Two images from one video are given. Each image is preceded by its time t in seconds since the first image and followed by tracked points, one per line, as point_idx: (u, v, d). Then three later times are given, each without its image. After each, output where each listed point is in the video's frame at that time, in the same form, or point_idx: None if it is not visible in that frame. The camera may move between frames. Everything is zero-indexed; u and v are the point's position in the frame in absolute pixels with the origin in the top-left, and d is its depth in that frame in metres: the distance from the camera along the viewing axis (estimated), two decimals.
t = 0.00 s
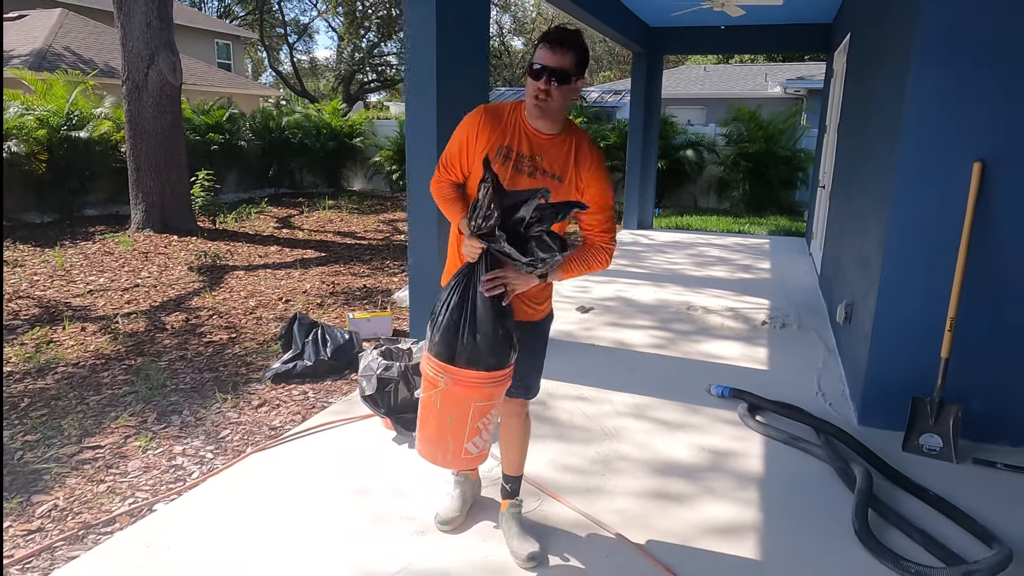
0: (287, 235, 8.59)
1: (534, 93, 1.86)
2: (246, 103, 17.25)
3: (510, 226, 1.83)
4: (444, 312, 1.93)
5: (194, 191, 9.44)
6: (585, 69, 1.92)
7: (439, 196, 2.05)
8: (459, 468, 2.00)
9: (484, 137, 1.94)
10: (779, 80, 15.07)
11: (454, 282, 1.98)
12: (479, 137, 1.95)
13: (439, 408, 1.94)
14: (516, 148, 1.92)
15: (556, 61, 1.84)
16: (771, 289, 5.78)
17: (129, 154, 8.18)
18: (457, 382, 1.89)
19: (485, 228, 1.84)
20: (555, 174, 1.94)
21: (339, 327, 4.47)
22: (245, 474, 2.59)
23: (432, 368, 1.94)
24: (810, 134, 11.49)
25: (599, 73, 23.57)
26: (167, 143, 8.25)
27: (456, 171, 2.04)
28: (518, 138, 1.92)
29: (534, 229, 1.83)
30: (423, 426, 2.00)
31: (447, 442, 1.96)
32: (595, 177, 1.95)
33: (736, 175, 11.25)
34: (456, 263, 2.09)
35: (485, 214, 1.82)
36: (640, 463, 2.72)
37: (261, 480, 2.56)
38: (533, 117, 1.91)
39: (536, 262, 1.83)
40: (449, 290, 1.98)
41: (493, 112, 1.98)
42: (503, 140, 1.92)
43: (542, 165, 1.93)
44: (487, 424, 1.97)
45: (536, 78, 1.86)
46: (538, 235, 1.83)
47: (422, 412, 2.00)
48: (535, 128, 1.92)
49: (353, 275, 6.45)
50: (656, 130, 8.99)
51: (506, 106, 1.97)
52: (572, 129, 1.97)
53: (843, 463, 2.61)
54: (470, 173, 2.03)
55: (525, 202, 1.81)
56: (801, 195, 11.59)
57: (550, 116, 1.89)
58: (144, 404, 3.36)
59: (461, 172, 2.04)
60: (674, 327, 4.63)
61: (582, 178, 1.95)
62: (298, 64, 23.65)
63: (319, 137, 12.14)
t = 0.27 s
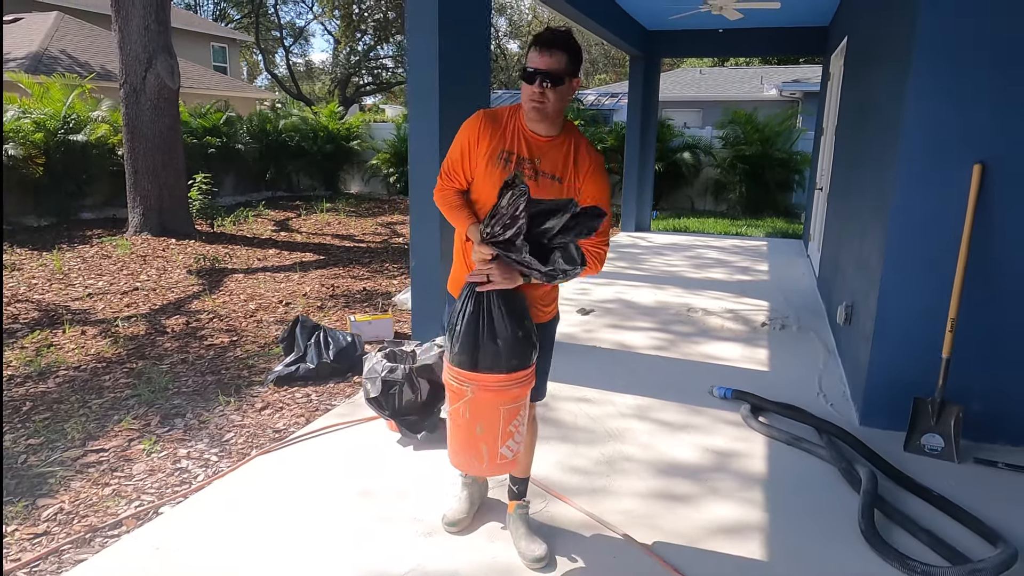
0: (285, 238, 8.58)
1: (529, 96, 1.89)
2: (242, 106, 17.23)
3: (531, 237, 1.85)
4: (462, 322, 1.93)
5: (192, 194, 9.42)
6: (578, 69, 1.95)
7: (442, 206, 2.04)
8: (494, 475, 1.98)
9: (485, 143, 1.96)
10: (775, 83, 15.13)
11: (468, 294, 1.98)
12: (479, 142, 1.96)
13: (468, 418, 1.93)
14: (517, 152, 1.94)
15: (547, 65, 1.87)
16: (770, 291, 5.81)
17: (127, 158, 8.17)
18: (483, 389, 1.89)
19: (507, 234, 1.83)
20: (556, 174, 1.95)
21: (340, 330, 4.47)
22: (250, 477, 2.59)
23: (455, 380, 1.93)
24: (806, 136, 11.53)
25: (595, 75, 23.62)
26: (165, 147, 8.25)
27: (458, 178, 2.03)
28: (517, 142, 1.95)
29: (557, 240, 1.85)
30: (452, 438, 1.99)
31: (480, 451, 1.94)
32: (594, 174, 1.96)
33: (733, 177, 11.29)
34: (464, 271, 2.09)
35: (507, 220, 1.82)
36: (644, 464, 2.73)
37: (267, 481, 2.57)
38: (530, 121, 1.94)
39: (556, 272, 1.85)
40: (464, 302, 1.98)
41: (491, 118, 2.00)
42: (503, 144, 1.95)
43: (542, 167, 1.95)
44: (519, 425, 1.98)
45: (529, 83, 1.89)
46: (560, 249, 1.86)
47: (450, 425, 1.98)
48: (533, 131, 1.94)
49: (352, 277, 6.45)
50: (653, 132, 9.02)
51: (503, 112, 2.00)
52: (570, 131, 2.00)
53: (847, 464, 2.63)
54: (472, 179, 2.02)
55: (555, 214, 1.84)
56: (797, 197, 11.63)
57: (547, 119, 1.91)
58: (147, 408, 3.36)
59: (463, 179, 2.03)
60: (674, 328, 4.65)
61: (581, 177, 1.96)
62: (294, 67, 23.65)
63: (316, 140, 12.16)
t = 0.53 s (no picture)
0: (279, 243, 8.57)
1: (533, 93, 1.89)
2: (235, 111, 17.18)
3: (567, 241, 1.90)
4: (482, 331, 1.91)
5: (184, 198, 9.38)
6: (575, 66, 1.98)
7: (445, 217, 1.98)
8: (508, 485, 1.99)
9: (488, 149, 1.94)
10: (766, 88, 15.22)
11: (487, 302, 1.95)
12: (482, 149, 1.94)
13: (486, 428, 1.92)
14: (523, 156, 1.94)
15: (549, 59, 1.89)
16: (764, 294, 5.84)
17: (119, 162, 8.13)
18: (504, 400, 1.89)
19: (545, 239, 1.86)
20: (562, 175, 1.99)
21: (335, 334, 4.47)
22: (247, 483, 2.59)
23: (473, 390, 1.91)
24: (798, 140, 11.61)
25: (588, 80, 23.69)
26: (157, 152, 8.22)
27: (460, 187, 1.99)
28: (520, 146, 1.95)
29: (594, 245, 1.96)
30: (467, 448, 1.97)
31: (497, 461, 1.95)
32: (597, 173, 2.04)
33: (726, 181, 11.35)
34: (468, 279, 2.05)
35: (546, 224, 1.85)
36: (642, 467, 2.74)
37: (264, 487, 2.56)
38: (532, 119, 1.94)
39: (594, 276, 1.96)
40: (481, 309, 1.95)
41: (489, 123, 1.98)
42: (505, 149, 1.94)
43: (547, 169, 1.96)
44: (533, 437, 2.00)
45: (532, 78, 1.90)
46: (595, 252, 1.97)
47: (464, 435, 1.96)
48: (535, 132, 1.95)
49: (347, 282, 6.44)
50: (646, 137, 9.05)
51: (500, 117, 1.99)
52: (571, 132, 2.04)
53: (843, 466, 2.64)
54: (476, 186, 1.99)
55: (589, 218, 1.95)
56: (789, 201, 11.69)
57: (552, 115, 1.92)
58: (142, 413, 3.34)
59: (464, 187, 2.00)
60: (669, 332, 4.66)
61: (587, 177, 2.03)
62: (287, 71, 23.63)
63: (309, 144, 12.15)
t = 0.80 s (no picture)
0: (272, 246, 8.53)
1: (530, 90, 1.90)
2: (227, 113, 17.12)
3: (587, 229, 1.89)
4: (493, 331, 1.88)
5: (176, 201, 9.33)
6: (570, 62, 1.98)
7: (443, 219, 1.94)
8: (517, 493, 1.97)
9: (486, 147, 1.92)
10: (758, 90, 15.29)
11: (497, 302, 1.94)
12: (481, 149, 1.92)
13: (498, 433, 1.89)
14: (523, 154, 1.93)
15: (545, 55, 1.89)
16: (757, 295, 5.86)
17: (110, 165, 8.09)
18: (518, 402, 1.87)
19: (560, 227, 1.86)
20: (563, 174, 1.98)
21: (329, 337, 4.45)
22: (241, 487, 2.57)
23: (485, 393, 1.88)
24: (790, 142, 11.66)
25: (581, 82, 23.65)
26: (148, 154, 8.17)
27: (457, 188, 1.96)
28: (517, 145, 1.94)
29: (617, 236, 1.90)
30: (476, 454, 1.93)
31: (507, 467, 1.93)
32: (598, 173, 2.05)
33: (718, 183, 11.39)
34: (466, 281, 2.03)
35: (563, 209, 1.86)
36: (638, 468, 2.74)
37: (259, 490, 2.55)
38: (528, 116, 1.95)
39: (610, 264, 1.86)
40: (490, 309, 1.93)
41: (486, 123, 1.95)
42: (504, 148, 1.93)
43: (546, 166, 1.96)
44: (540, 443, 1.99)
45: (528, 76, 1.90)
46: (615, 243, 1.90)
47: (474, 440, 1.92)
48: (532, 130, 1.95)
49: (340, 284, 6.42)
50: (640, 138, 9.07)
51: (496, 117, 1.97)
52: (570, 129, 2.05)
53: (838, 467, 2.65)
54: (473, 187, 1.97)
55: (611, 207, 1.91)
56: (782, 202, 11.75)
57: (548, 111, 1.93)
58: (135, 418, 3.32)
59: (462, 188, 1.97)
60: (664, 333, 4.67)
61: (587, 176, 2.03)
62: (279, 73, 23.56)
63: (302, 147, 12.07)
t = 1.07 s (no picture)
0: (265, 248, 8.50)
1: (507, 92, 1.81)
2: (220, 115, 17.06)
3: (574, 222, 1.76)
4: (495, 340, 1.76)
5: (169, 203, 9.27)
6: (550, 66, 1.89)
7: (426, 228, 1.84)
8: (536, 506, 1.84)
9: (468, 152, 1.83)
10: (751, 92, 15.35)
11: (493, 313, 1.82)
12: (461, 154, 1.83)
13: (510, 447, 1.76)
14: (505, 157, 1.84)
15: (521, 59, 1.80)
16: (751, 296, 5.87)
17: (102, 167, 8.04)
18: (529, 412, 1.74)
19: (547, 224, 1.74)
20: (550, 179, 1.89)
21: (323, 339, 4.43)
22: (234, 491, 2.55)
23: (493, 406, 1.73)
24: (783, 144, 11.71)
25: (574, 84, 23.60)
26: (140, 156, 8.12)
27: (440, 196, 1.86)
28: (500, 150, 1.85)
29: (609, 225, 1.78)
30: (488, 472, 1.79)
31: (524, 481, 1.79)
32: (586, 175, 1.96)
33: (712, 185, 11.41)
34: (454, 292, 1.91)
35: (547, 205, 1.74)
36: (633, 470, 2.74)
37: (254, 493, 2.54)
38: (509, 121, 1.86)
39: (604, 259, 1.75)
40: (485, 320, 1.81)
41: (468, 128, 1.87)
42: (487, 153, 1.84)
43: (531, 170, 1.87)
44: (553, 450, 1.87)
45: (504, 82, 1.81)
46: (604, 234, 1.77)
47: (485, 457, 1.78)
48: (514, 133, 1.86)
49: (334, 287, 6.40)
50: (634, 140, 9.08)
51: (475, 122, 1.89)
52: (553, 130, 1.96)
53: (854, 481, 2.60)
54: (457, 194, 1.87)
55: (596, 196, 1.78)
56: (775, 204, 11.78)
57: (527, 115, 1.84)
58: (127, 421, 3.29)
59: (444, 197, 1.87)
60: (658, 335, 4.67)
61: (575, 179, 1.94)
62: (272, 75, 23.49)
63: (295, 149, 12.05)
